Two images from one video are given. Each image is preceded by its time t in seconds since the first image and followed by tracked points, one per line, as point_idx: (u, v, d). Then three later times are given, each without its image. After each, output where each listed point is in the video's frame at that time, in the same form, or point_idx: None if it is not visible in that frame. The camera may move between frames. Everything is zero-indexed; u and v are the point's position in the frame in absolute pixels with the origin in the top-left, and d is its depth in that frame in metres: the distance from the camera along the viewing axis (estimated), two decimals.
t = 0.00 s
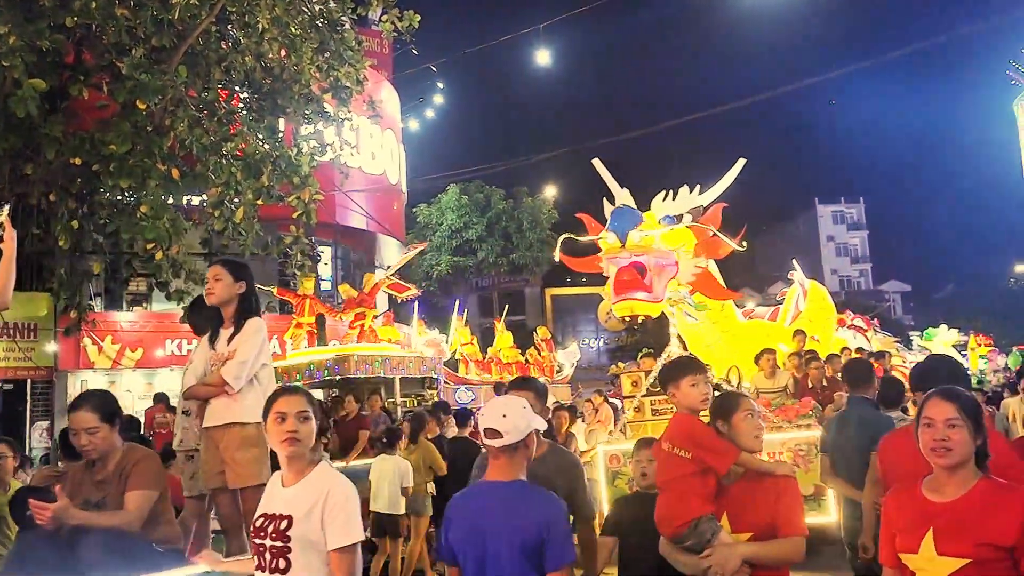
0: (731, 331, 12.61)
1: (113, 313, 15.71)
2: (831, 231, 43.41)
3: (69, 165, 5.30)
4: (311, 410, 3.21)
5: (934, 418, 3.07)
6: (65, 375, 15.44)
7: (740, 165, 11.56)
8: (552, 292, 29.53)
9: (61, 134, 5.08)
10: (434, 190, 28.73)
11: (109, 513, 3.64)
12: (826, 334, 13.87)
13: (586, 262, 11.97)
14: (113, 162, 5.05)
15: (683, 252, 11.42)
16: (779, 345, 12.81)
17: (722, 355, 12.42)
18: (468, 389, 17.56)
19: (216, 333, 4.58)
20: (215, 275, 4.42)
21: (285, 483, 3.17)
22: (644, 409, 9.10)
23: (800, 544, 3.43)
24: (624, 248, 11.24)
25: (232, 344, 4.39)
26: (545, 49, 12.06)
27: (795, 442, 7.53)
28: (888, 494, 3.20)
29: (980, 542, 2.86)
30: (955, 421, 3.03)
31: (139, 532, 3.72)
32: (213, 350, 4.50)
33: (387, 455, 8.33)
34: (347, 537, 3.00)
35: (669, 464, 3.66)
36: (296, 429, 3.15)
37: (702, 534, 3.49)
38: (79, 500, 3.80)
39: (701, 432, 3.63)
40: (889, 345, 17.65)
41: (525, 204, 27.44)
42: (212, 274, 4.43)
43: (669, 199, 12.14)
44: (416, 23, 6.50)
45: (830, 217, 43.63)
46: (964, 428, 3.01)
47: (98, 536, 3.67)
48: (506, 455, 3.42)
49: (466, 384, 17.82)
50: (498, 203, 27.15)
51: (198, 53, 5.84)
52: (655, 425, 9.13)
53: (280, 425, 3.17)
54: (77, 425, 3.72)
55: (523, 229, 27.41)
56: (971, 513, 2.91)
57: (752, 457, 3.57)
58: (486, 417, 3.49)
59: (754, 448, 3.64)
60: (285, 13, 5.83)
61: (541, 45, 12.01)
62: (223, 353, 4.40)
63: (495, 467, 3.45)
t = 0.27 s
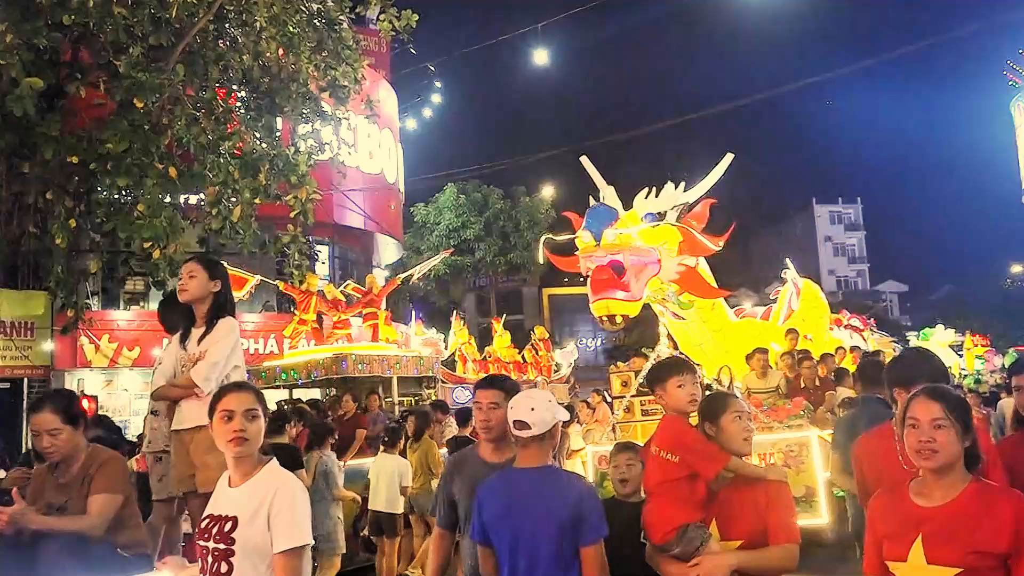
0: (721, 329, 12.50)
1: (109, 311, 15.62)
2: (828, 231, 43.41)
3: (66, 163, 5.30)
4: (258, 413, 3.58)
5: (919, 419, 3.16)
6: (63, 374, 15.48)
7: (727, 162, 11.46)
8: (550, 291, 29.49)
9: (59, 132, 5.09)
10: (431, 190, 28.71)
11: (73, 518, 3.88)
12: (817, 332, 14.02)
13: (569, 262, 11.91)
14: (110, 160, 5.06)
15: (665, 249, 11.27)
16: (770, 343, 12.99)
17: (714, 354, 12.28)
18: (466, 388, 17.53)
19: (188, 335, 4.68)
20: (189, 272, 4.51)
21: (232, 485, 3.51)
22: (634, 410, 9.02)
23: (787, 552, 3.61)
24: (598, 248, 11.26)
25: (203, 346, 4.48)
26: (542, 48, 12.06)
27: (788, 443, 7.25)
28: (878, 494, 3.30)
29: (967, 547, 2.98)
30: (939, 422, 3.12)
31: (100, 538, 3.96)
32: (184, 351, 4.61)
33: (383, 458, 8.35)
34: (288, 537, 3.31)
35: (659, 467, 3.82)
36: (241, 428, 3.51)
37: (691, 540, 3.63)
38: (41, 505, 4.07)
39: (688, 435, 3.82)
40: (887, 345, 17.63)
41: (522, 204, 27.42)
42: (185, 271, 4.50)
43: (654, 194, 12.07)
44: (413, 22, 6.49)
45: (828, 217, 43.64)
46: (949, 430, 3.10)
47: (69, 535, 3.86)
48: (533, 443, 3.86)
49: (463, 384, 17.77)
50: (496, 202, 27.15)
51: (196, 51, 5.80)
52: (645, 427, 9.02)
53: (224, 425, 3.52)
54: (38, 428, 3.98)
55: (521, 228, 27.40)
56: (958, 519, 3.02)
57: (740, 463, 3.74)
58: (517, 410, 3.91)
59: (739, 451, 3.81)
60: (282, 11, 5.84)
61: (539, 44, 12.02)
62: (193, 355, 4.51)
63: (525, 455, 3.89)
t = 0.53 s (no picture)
0: (713, 328, 12.35)
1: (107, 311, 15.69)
2: (827, 232, 43.47)
3: (65, 162, 5.30)
4: (221, 412, 3.32)
5: (876, 429, 2.85)
6: (61, 373, 15.50)
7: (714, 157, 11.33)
8: (548, 292, 29.52)
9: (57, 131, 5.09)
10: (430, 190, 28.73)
11: (32, 522, 3.68)
12: (811, 331, 14.03)
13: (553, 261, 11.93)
14: (108, 159, 5.06)
15: (646, 247, 11.28)
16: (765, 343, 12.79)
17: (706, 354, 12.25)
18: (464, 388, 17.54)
19: (159, 334, 4.51)
20: (165, 267, 4.35)
21: (195, 489, 3.24)
22: (623, 410, 9.09)
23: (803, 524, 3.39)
24: (573, 247, 11.27)
25: (176, 346, 4.32)
26: (541, 48, 12.07)
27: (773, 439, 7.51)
28: (844, 510, 2.98)
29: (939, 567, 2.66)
30: (898, 431, 2.80)
31: (63, 542, 3.77)
32: (156, 352, 4.43)
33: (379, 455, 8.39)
34: (253, 540, 3.05)
35: (646, 463, 3.60)
36: (203, 430, 3.23)
37: (679, 535, 3.40)
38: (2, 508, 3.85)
39: (678, 429, 3.61)
40: (886, 345, 17.63)
41: (521, 204, 27.42)
42: (161, 267, 4.35)
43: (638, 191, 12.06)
44: (411, 21, 6.48)
45: (826, 217, 43.69)
46: (909, 440, 2.78)
47: (39, 541, 3.69)
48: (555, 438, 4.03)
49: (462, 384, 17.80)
50: (494, 202, 27.16)
51: (195, 51, 5.80)
52: (634, 428, 9.08)
53: (184, 427, 3.23)
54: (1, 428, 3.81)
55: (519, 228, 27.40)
56: (929, 536, 2.71)
57: (728, 454, 3.58)
58: (537, 404, 4.07)
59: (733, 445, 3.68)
60: (280, 10, 5.84)
61: (538, 44, 12.03)
62: (165, 355, 4.34)
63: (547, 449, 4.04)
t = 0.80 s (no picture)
0: (707, 327, 12.48)
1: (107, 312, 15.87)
2: (825, 231, 43.49)
3: (64, 162, 5.30)
4: (189, 416, 3.25)
5: (819, 426, 2.83)
6: (61, 372, 15.56)
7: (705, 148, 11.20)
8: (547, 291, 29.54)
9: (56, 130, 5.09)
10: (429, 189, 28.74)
11: None
12: (805, 329, 14.06)
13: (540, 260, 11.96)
14: (108, 159, 5.06)
15: (628, 245, 11.13)
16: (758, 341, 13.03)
17: (700, 354, 12.31)
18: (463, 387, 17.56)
19: (135, 333, 4.41)
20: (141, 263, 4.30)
21: (162, 496, 3.19)
22: (616, 409, 8.97)
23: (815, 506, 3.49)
24: (545, 246, 11.32)
25: (150, 345, 4.21)
26: (541, 48, 12.07)
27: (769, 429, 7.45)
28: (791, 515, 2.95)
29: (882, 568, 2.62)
30: (838, 428, 2.79)
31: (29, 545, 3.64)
32: (131, 351, 4.34)
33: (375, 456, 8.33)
34: (215, 550, 3.00)
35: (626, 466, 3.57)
36: (167, 435, 3.17)
37: (667, 543, 3.37)
38: None
39: (659, 430, 3.53)
40: (884, 345, 17.66)
41: (520, 203, 27.43)
42: (137, 263, 4.27)
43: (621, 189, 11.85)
44: (411, 20, 6.49)
45: (825, 217, 43.72)
46: (848, 436, 2.76)
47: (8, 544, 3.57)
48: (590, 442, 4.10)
49: (461, 383, 17.83)
50: (493, 202, 27.16)
51: (194, 50, 5.79)
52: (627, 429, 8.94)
53: (148, 432, 3.18)
54: None
55: (518, 228, 27.40)
56: (871, 537, 2.67)
57: (714, 452, 3.60)
58: (568, 411, 4.10)
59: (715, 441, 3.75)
60: (279, 9, 5.84)
61: (537, 44, 12.03)
62: (140, 355, 4.23)
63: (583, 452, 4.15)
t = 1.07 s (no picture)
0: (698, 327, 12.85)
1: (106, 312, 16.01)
2: (825, 230, 43.49)
3: (63, 162, 5.29)
4: (154, 418, 3.19)
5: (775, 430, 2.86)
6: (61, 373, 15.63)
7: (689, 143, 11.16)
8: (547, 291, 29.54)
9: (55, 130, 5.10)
10: (429, 189, 28.74)
11: None
12: (801, 328, 14.00)
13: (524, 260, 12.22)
14: (107, 158, 5.07)
15: (608, 245, 11.42)
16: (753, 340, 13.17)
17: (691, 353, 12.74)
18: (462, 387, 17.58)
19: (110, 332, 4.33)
20: (116, 261, 4.24)
21: (121, 497, 3.11)
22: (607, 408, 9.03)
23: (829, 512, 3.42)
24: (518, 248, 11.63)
25: (122, 344, 4.15)
26: (540, 48, 12.07)
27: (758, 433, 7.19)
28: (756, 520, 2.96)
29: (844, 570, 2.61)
30: (792, 431, 2.81)
31: None
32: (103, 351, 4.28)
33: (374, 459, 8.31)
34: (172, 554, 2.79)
35: (600, 476, 3.58)
36: (130, 435, 3.11)
37: (639, 556, 3.34)
38: None
39: (630, 439, 3.52)
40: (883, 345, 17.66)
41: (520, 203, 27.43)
42: (112, 260, 4.24)
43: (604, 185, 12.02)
44: (411, 20, 6.49)
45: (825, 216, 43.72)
46: (802, 439, 2.78)
47: None
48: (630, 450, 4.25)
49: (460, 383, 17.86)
50: (493, 201, 27.16)
51: (193, 50, 5.78)
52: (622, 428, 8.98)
53: (111, 431, 3.12)
54: None
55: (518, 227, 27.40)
56: (834, 539, 2.67)
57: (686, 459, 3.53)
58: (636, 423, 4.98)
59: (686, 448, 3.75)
60: (278, 9, 5.84)
61: (537, 44, 12.03)
62: (111, 353, 4.16)
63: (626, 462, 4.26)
